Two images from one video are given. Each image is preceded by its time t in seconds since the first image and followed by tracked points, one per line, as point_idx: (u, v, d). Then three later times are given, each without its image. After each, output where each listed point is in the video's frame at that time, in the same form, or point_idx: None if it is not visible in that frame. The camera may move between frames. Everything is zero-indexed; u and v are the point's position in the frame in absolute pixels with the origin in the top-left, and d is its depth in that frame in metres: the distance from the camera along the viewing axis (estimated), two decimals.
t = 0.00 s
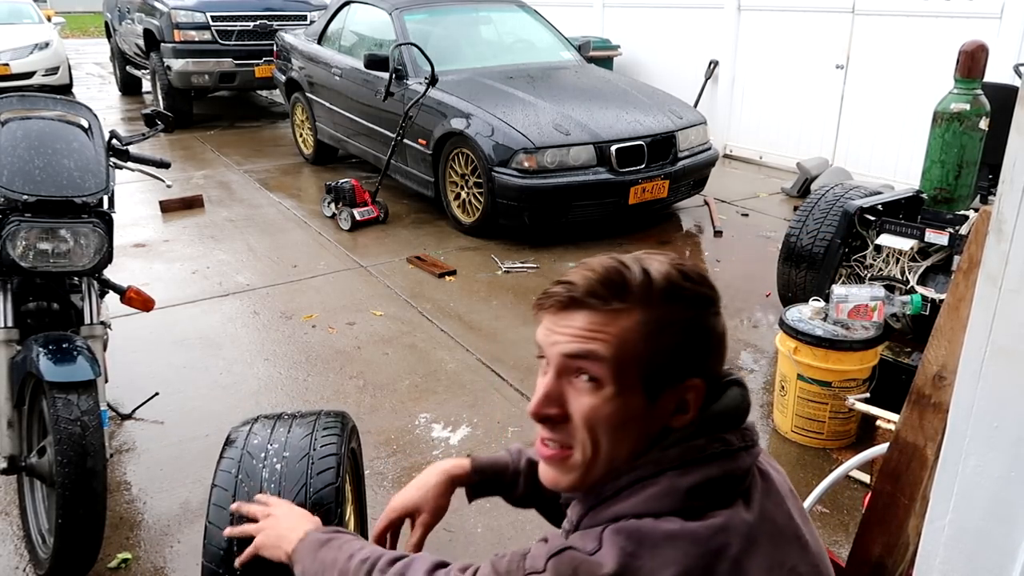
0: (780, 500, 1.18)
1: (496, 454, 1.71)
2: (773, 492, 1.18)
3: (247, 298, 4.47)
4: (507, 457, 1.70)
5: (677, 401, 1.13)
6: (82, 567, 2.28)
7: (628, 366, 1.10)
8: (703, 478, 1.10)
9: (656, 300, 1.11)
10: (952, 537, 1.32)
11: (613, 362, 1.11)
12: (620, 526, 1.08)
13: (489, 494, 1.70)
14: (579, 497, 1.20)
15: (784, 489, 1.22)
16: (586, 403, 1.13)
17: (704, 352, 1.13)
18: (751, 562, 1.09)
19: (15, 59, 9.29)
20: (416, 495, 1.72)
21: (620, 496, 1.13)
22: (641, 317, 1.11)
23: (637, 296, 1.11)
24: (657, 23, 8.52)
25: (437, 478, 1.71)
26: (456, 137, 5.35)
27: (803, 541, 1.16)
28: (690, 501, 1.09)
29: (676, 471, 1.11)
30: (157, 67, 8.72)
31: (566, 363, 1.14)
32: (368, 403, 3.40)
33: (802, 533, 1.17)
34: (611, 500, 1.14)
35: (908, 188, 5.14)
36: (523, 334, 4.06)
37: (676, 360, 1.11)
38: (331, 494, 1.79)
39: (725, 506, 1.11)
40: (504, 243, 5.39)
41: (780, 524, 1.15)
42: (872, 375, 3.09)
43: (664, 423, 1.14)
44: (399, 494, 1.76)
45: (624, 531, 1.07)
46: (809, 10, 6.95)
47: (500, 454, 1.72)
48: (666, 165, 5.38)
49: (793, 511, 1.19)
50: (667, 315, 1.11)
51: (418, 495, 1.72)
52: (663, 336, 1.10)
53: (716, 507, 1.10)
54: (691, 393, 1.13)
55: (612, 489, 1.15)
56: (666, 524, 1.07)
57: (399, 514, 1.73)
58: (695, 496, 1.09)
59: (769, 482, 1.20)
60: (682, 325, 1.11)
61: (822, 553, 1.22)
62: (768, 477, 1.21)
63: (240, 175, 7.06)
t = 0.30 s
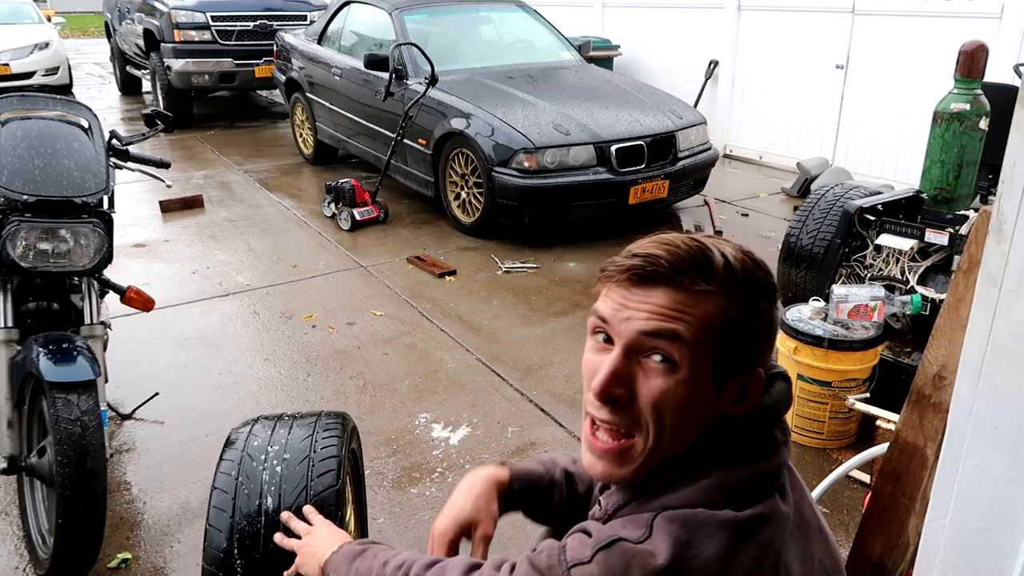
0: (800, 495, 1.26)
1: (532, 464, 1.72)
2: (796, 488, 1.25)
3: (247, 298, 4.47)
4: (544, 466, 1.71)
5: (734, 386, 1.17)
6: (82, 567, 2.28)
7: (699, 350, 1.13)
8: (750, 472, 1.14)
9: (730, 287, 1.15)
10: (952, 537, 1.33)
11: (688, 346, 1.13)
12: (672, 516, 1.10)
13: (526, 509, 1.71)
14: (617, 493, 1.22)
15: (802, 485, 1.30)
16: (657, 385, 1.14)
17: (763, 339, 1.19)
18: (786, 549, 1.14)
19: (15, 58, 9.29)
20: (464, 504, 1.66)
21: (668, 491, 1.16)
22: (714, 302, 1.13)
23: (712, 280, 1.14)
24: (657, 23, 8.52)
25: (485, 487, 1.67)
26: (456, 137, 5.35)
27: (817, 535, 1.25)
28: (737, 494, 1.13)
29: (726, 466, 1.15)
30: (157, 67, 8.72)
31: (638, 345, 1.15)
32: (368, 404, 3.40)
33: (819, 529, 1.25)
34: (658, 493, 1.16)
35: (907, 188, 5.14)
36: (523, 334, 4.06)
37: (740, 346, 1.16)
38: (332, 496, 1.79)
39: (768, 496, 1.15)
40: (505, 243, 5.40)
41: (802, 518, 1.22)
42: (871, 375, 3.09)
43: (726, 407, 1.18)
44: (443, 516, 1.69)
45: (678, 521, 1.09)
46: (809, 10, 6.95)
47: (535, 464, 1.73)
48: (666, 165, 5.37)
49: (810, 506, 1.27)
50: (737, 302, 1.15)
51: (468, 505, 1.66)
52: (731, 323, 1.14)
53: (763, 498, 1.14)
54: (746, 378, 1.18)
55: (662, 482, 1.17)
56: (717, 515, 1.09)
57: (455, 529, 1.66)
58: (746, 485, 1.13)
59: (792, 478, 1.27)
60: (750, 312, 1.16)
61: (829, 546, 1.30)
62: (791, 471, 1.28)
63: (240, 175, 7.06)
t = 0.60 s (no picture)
0: (811, 493, 1.25)
1: (508, 498, 1.69)
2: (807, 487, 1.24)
3: (247, 298, 4.47)
4: (523, 497, 1.68)
5: (709, 373, 1.12)
6: (82, 567, 2.28)
7: (660, 335, 1.11)
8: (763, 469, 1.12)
9: (702, 272, 1.10)
10: (952, 537, 1.40)
11: (647, 330, 1.11)
12: (683, 516, 1.09)
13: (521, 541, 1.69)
14: (624, 484, 1.19)
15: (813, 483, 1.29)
16: (621, 374, 1.14)
17: (747, 326, 1.11)
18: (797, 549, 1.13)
19: (15, 58, 9.29)
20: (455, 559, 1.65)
21: (675, 484, 1.13)
22: (676, 285, 1.11)
23: (681, 263, 1.11)
24: (657, 23, 8.52)
25: (468, 541, 1.64)
26: (456, 137, 5.35)
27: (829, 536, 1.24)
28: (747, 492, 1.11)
29: (735, 461, 1.11)
30: (157, 67, 8.72)
31: (605, 334, 1.16)
32: (368, 404, 3.40)
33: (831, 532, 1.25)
34: (663, 486, 1.14)
35: (907, 188, 5.14)
36: (523, 334, 4.06)
37: (712, 330, 1.10)
38: (332, 496, 1.79)
39: (776, 497, 1.14)
40: (505, 243, 5.40)
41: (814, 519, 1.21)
42: (871, 375, 3.09)
43: (701, 396, 1.14)
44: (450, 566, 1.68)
45: (689, 521, 1.08)
46: (809, 10, 6.95)
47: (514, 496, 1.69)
48: (666, 165, 5.38)
49: (820, 506, 1.26)
50: (709, 285, 1.10)
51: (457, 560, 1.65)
52: (699, 306, 1.10)
53: (770, 499, 1.13)
54: (725, 365, 1.12)
55: (664, 473, 1.15)
56: (729, 516, 1.09)
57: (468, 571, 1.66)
58: (752, 483, 1.11)
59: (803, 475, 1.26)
60: (726, 297, 1.10)
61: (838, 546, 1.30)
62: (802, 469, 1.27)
63: (240, 176, 7.06)
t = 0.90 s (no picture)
0: (830, 514, 1.17)
1: (548, 497, 1.73)
2: (822, 507, 1.17)
3: (247, 298, 4.47)
4: (562, 496, 1.73)
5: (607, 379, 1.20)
6: (82, 567, 2.28)
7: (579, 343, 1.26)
8: (737, 489, 1.07)
9: (594, 287, 1.23)
10: (952, 537, 1.41)
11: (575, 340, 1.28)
12: (650, 537, 1.07)
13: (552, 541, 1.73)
14: (609, 498, 1.19)
15: (839, 503, 1.21)
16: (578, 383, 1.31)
17: (625, 334, 1.16)
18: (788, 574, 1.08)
19: (15, 58, 9.29)
20: (492, 553, 1.69)
21: (649, 499, 1.11)
22: (584, 300, 1.25)
23: (591, 281, 1.25)
24: (657, 23, 8.52)
25: (509, 537, 1.68)
26: (456, 137, 5.35)
27: (847, 562, 1.16)
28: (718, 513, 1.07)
29: (706, 478, 1.08)
30: (157, 67, 8.72)
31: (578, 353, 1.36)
32: (368, 404, 3.40)
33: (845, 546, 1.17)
34: (638, 501, 1.13)
35: (908, 188, 5.15)
36: (523, 334, 4.06)
37: (599, 340, 1.20)
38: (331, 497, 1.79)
39: (757, 517, 1.09)
40: (505, 243, 5.40)
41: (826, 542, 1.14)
42: (871, 375, 3.08)
43: (609, 396, 1.21)
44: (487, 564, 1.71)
45: (654, 543, 1.07)
46: (809, 10, 6.95)
47: (553, 496, 1.74)
48: (666, 165, 5.38)
49: (841, 527, 1.18)
50: (599, 297, 1.21)
51: (496, 556, 1.69)
52: (592, 315, 1.21)
53: (748, 520, 1.09)
54: (613, 372, 1.18)
55: (638, 487, 1.13)
56: (698, 539, 1.06)
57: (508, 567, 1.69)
58: (719, 501, 1.07)
59: (820, 493, 1.18)
60: (609, 305, 1.19)
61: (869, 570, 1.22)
62: (821, 487, 1.19)
63: (241, 175, 7.06)
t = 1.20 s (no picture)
0: (794, 514, 1.17)
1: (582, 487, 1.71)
2: (782, 506, 1.17)
3: (247, 298, 4.47)
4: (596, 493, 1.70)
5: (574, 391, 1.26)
6: (82, 567, 2.28)
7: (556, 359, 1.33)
8: (675, 478, 1.11)
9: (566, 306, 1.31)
10: (952, 537, 1.41)
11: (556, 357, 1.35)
12: (589, 518, 1.14)
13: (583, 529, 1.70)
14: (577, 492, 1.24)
15: (811, 507, 1.20)
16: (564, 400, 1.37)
17: (582, 346, 1.22)
18: (725, 565, 1.09)
19: (15, 58, 9.29)
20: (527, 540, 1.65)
21: (600, 488, 1.17)
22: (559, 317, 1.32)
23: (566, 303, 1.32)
24: (657, 23, 8.52)
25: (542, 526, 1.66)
26: (456, 137, 5.35)
27: (807, 561, 1.16)
28: (656, 501, 1.11)
29: (647, 469, 1.13)
30: (157, 67, 8.72)
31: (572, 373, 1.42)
32: (369, 404, 3.40)
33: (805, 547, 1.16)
34: (593, 490, 1.18)
35: (908, 188, 5.15)
36: (523, 334, 4.06)
37: (565, 354, 1.27)
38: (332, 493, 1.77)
39: (699, 507, 1.12)
40: (504, 243, 5.40)
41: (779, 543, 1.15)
42: (871, 375, 3.08)
43: (578, 406, 1.26)
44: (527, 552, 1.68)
45: (592, 523, 1.13)
46: (809, 10, 6.95)
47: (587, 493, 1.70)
48: (666, 165, 5.37)
49: (805, 527, 1.17)
50: (567, 316, 1.28)
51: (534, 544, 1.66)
52: (560, 330, 1.29)
53: (688, 511, 1.11)
54: (577, 383, 1.25)
55: (593, 477, 1.19)
56: (633, 523, 1.10)
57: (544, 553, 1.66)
58: (656, 490, 1.11)
59: (784, 492, 1.18)
60: (573, 320, 1.26)
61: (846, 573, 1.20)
62: (788, 486, 1.19)
63: (240, 175, 7.06)
